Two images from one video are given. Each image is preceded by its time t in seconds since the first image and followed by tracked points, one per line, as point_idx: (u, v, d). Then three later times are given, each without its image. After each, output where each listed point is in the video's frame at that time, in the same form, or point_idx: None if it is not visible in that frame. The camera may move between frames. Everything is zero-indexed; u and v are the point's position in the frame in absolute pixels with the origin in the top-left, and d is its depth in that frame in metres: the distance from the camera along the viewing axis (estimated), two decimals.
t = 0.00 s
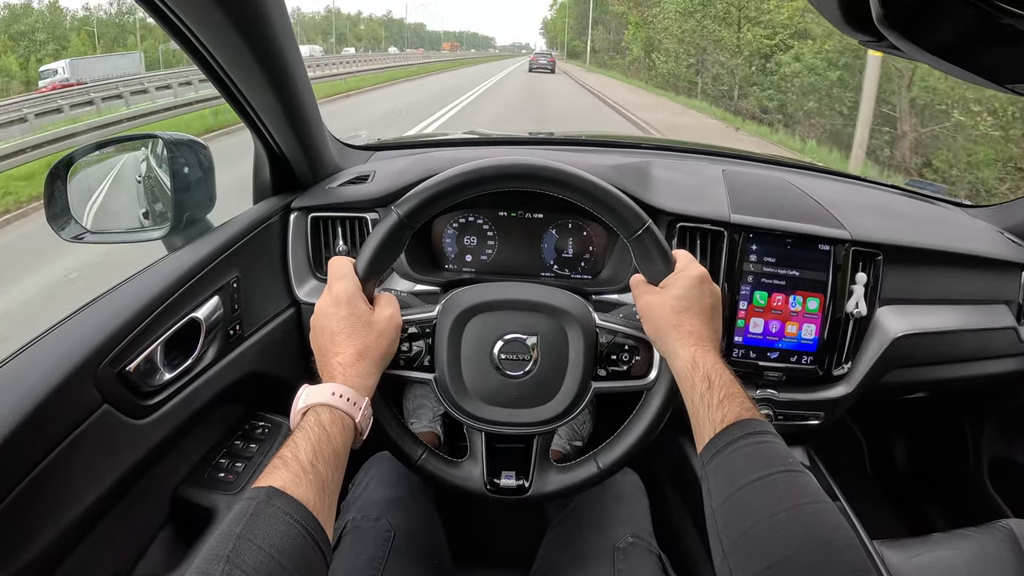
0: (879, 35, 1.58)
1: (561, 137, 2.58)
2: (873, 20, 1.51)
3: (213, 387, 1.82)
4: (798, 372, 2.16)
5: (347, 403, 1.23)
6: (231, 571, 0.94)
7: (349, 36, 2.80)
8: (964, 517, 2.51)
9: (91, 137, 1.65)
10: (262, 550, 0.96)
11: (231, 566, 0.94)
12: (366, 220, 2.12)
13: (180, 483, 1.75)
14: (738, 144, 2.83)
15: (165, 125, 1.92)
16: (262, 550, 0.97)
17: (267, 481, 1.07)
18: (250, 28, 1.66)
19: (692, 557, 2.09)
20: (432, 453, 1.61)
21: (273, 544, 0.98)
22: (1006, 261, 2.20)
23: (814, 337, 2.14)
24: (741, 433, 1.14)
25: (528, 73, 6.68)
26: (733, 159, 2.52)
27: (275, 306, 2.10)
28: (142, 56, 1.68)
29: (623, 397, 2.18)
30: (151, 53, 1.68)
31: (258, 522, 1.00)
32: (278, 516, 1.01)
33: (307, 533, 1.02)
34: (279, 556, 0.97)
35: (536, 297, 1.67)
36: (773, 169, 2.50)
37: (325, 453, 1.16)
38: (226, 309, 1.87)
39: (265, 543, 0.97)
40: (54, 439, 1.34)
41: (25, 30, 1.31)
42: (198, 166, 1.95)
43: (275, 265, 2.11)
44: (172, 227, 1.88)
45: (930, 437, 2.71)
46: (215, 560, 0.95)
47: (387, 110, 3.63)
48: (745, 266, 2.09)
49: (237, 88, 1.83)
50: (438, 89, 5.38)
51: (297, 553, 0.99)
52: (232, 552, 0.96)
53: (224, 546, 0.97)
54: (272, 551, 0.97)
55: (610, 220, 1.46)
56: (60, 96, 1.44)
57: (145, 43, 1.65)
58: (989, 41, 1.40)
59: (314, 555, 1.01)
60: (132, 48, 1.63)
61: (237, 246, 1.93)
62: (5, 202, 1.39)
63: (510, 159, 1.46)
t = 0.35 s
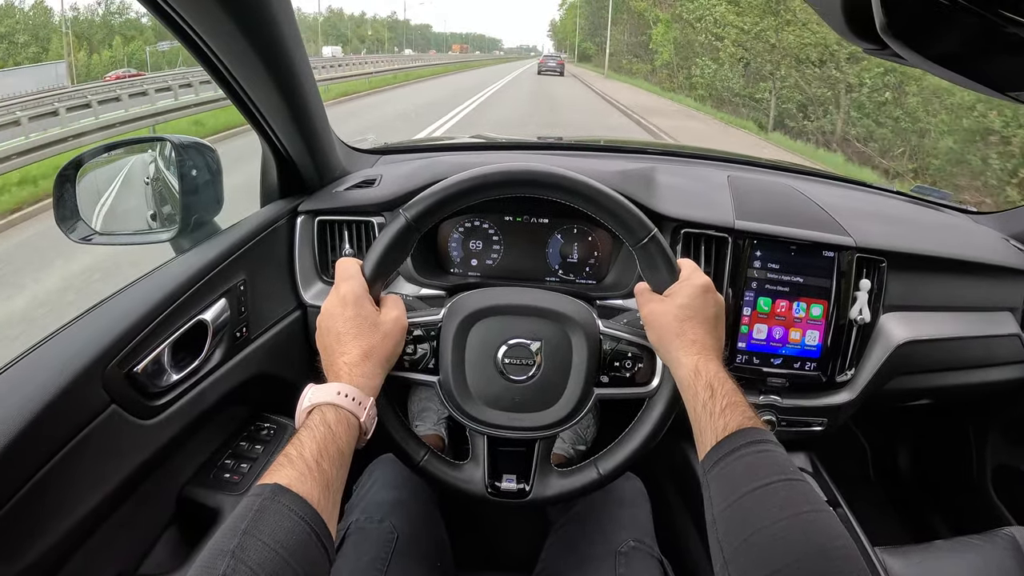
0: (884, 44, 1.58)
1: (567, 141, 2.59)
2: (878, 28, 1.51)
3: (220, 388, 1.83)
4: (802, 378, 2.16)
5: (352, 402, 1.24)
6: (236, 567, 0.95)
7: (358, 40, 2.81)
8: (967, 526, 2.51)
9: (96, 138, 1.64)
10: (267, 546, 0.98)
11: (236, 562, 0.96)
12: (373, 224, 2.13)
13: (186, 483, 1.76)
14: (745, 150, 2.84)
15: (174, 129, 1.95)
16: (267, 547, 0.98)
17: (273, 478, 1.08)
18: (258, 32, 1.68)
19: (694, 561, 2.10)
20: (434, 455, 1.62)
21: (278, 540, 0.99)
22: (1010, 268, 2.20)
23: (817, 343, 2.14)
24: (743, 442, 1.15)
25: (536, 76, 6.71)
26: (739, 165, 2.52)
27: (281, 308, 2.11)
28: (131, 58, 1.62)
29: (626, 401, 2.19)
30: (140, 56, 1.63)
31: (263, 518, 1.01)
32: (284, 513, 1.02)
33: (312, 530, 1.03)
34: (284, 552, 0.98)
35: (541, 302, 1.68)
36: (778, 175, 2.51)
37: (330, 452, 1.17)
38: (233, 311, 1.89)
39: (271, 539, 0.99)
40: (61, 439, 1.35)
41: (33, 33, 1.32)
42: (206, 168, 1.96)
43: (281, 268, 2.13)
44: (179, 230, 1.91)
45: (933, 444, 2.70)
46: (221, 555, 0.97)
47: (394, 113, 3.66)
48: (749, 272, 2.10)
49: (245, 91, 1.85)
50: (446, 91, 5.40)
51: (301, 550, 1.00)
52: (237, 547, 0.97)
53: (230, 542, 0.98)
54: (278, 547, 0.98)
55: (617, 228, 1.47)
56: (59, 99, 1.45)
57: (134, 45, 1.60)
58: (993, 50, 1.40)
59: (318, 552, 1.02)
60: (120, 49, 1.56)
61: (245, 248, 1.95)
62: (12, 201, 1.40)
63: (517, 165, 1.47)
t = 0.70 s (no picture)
0: (893, 47, 1.59)
1: (574, 143, 2.60)
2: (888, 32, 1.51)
3: (230, 388, 1.84)
4: (809, 379, 2.16)
5: (367, 397, 1.25)
6: (255, 563, 0.95)
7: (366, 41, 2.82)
8: (970, 526, 2.52)
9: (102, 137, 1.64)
10: (285, 542, 0.98)
11: (255, 557, 0.96)
12: (383, 225, 2.14)
13: (195, 483, 1.76)
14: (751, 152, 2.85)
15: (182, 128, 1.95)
16: (285, 542, 0.98)
17: (289, 473, 1.08)
18: (273, 29, 1.70)
19: (702, 562, 2.10)
20: (444, 454, 1.62)
21: (296, 535, 0.99)
22: (1016, 271, 2.20)
23: (825, 345, 2.14)
24: (756, 447, 1.15)
25: (540, 77, 6.74)
26: (746, 168, 2.53)
27: (289, 308, 2.11)
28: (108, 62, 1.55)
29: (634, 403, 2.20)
30: (120, 59, 1.57)
31: (281, 513, 1.01)
32: (301, 508, 1.03)
33: (329, 525, 1.03)
34: (302, 547, 0.98)
35: (552, 304, 1.68)
36: (785, 178, 2.51)
37: (346, 447, 1.17)
38: (242, 312, 1.89)
39: (289, 535, 0.99)
40: (73, 439, 1.35)
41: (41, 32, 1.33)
42: (215, 168, 1.98)
43: (290, 268, 2.13)
44: (188, 229, 1.91)
45: (937, 447, 2.71)
46: (239, 551, 0.97)
47: (400, 114, 3.67)
48: (757, 274, 2.11)
49: (257, 91, 1.86)
50: (450, 92, 5.42)
51: (319, 544, 1.01)
52: (256, 542, 0.98)
53: (249, 537, 0.99)
54: (296, 543, 0.99)
55: (632, 232, 1.48)
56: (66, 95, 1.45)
57: (111, 47, 1.54)
58: (1003, 54, 1.40)
59: (335, 547, 1.03)
60: (94, 52, 1.49)
61: (254, 248, 1.95)
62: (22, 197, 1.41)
63: (534, 167, 1.47)
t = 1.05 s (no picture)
0: (899, 49, 1.59)
1: (578, 144, 2.60)
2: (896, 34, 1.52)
3: (234, 389, 1.84)
4: (812, 380, 2.16)
5: (373, 398, 1.24)
6: (261, 563, 0.96)
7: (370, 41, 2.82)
8: (972, 526, 2.52)
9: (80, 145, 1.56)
10: (290, 542, 0.98)
11: (261, 558, 0.96)
12: (387, 225, 2.13)
13: (199, 483, 1.76)
14: (755, 153, 2.85)
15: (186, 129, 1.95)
16: (291, 542, 0.98)
17: (295, 473, 1.08)
18: (280, 29, 1.70)
19: (706, 563, 2.10)
20: (449, 454, 1.62)
21: (302, 536, 0.99)
22: (1019, 272, 2.20)
23: (829, 346, 2.15)
24: (763, 448, 1.15)
25: (542, 79, 6.78)
26: (751, 170, 2.53)
27: (293, 309, 2.11)
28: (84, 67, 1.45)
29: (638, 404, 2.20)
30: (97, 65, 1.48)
31: (287, 513, 1.01)
32: (307, 508, 1.02)
33: (334, 526, 1.03)
34: (308, 548, 0.98)
35: (557, 304, 1.68)
36: (790, 179, 2.51)
37: (352, 448, 1.17)
38: (247, 311, 1.88)
39: (295, 536, 0.99)
40: (76, 440, 1.35)
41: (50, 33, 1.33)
42: (219, 168, 1.97)
43: (294, 269, 2.13)
44: (191, 229, 1.91)
45: (940, 448, 2.71)
46: (245, 552, 0.97)
47: (402, 115, 3.69)
48: (762, 275, 2.11)
49: (263, 89, 1.86)
50: (453, 94, 5.44)
51: (326, 546, 1.00)
52: (262, 543, 0.98)
53: (255, 538, 0.99)
54: (302, 543, 0.99)
55: (639, 233, 1.48)
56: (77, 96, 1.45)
57: (90, 52, 1.45)
58: (1010, 55, 1.40)
59: (340, 548, 1.02)
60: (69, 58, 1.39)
61: (259, 248, 1.95)
62: (29, 196, 1.41)
63: (542, 167, 1.47)
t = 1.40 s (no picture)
0: (890, 50, 1.58)
1: (571, 147, 2.60)
2: (885, 35, 1.50)
3: (223, 391, 1.83)
4: (805, 385, 2.16)
5: (356, 401, 1.24)
6: (238, 566, 0.95)
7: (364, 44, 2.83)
8: (970, 533, 2.52)
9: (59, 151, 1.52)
10: (269, 546, 0.97)
11: (239, 561, 0.95)
12: (378, 228, 2.12)
13: (186, 485, 1.75)
14: (749, 157, 2.85)
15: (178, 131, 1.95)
16: (270, 546, 0.97)
17: (276, 477, 1.07)
18: (268, 31, 1.69)
19: (697, 568, 2.09)
20: (436, 458, 1.61)
21: (281, 539, 0.98)
22: (1013, 276, 2.19)
23: (822, 351, 2.13)
24: (749, 453, 1.14)
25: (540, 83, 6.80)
26: (745, 173, 2.52)
27: (283, 311, 2.10)
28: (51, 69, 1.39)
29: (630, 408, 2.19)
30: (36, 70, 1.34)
31: (266, 517, 1.00)
32: (287, 511, 1.02)
33: (315, 529, 1.02)
34: (287, 552, 0.97)
35: (547, 308, 1.67)
36: (785, 182, 2.50)
37: (335, 451, 1.16)
38: (236, 313, 1.88)
39: (273, 539, 0.98)
40: (62, 441, 1.34)
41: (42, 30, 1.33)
42: (211, 170, 1.97)
43: (285, 271, 2.12)
44: (183, 231, 1.89)
45: (936, 452, 2.69)
46: (223, 555, 0.97)
47: (398, 118, 3.69)
48: (755, 278, 2.09)
49: (252, 91, 1.85)
50: (451, 96, 5.45)
51: (306, 550, 1.00)
52: (240, 546, 0.97)
53: (233, 541, 0.98)
54: (280, 547, 0.98)
55: (627, 236, 1.47)
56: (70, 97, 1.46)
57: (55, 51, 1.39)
58: (1001, 56, 1.39)
59: (321, 551, 1.02)
60: None
61: (250, 250, 1.95)
62: (16, 202, 1.40)
63: (530, 169, 1.47)
